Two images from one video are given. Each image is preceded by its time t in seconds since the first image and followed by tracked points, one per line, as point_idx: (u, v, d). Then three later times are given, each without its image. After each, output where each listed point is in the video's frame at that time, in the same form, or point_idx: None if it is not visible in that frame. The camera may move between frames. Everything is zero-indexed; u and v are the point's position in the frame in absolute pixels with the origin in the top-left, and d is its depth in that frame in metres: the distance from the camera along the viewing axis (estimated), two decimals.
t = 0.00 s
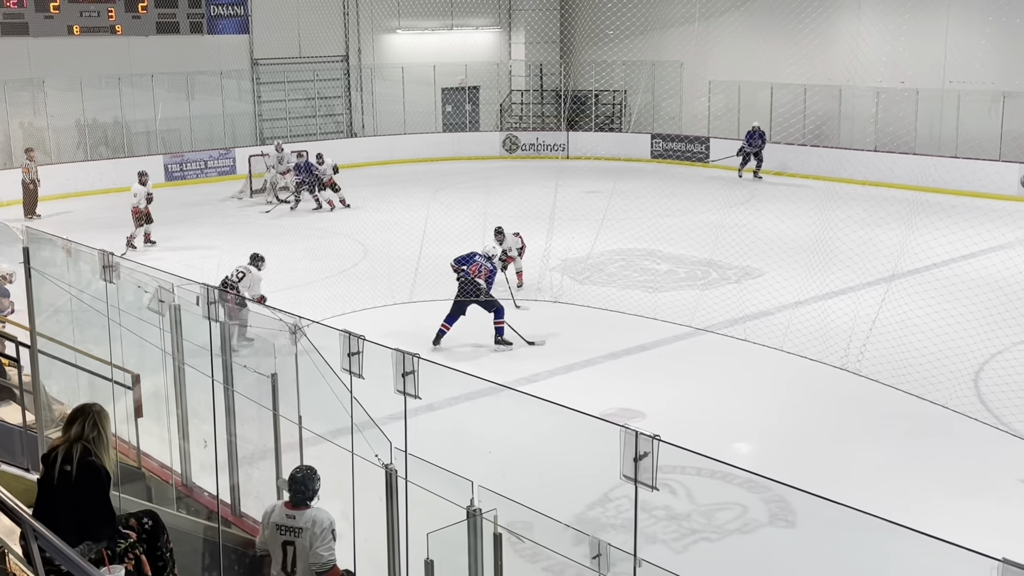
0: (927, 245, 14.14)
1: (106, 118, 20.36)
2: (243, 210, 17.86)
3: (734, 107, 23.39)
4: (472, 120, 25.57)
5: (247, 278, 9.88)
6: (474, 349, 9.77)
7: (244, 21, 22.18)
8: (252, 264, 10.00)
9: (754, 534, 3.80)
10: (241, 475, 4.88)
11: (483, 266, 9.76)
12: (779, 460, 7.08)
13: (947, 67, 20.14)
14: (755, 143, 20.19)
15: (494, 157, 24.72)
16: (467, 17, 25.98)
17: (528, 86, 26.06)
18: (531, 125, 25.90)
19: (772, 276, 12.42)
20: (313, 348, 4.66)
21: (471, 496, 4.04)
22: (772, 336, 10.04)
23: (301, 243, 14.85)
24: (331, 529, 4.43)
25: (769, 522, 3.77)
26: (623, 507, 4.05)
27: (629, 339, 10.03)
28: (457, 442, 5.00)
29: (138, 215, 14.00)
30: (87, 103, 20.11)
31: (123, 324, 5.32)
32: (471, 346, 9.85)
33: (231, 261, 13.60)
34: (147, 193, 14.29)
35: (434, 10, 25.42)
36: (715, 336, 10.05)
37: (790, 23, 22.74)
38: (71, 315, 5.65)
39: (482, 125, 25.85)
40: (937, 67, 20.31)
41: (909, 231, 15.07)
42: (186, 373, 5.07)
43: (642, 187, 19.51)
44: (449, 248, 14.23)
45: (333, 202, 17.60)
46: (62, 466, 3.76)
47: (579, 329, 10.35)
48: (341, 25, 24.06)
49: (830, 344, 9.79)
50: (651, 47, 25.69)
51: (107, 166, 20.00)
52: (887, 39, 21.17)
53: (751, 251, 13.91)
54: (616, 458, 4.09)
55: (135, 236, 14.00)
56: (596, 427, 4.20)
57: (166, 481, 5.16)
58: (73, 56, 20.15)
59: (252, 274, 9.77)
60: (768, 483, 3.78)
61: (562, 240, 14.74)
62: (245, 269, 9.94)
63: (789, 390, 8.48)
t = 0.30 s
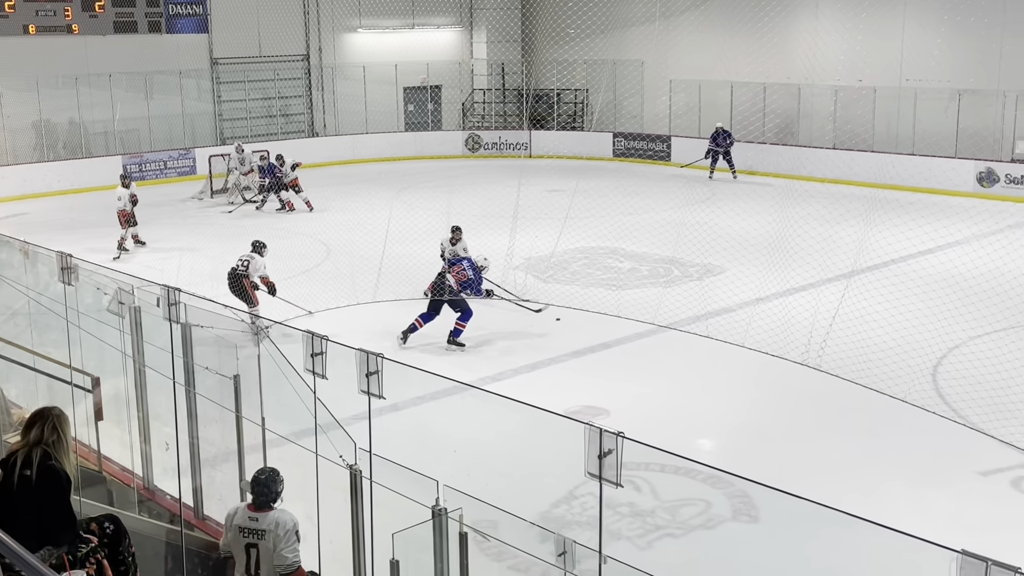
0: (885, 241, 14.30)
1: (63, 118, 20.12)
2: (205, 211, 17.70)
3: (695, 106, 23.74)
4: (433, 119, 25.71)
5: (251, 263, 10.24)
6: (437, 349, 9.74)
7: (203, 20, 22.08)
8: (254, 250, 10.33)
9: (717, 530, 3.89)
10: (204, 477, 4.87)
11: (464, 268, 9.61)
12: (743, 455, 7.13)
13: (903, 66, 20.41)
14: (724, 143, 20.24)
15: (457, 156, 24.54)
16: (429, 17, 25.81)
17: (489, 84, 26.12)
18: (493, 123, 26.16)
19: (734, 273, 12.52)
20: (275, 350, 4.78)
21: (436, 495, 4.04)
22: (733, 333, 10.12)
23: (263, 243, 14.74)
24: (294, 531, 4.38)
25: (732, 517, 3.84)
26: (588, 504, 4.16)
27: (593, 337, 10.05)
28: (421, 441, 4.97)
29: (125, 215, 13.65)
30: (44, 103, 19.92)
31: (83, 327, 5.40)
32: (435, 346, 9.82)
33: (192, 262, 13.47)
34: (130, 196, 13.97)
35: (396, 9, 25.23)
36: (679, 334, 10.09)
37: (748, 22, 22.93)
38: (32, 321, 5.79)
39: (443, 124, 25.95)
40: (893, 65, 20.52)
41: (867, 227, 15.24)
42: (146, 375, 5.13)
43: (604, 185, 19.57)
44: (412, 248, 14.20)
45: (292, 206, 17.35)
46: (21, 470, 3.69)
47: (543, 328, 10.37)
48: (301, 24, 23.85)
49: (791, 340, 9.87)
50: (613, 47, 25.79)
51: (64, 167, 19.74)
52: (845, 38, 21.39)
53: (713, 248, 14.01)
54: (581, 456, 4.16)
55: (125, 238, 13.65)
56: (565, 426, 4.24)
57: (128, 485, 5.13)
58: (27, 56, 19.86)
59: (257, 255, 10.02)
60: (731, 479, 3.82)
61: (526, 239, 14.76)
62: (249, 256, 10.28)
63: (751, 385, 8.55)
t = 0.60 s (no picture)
0: (840, 240, 14.46)
1: (14, 120, 19.82)
2: (162, 213, 17.50)
3: (653, 105, 23.79)
4: (393, 120, 25.15)
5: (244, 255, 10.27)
6: (397, 348, 9.71)
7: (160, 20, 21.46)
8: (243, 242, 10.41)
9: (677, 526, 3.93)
10: (162, 483, 4.90)
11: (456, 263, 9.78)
12: (702, 452, 7.19)
13: (856, 67, 20.73)
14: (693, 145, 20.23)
15: (416, 157, 24.12)
16: (387, 17, 25.99)
17: (448, 85, 25.99)
18: (452, 124, 25.34)
19: (692, 272, 12.61)
20: (234, 352, 4.82)
21: (397, 497, 4.05)
22: (692, 331, 10.20)
23: (221, 245, 14.60)
24: (252, 537, 4.24)
25: (693, 514, 3.88)
26: (550, 503, 4.18)
27: (553, 336, 10.09)
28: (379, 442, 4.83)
29: (108, 216, 13.31)
30: None
31: (37, 331, 5.36)
32: (395, 346, 9.80)
33: (148, 265, 13.31)
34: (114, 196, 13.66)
35: (352, 9, 25.33)
36: (638, 333, 10.15)
37: (703, 23, 23.16)
38: None
39: (403, 125, 25.45)
40: (847, 66, 20.82)
41: (823, 226, 15.42)
42: (102, 380, 5.08)
43: (564, 186, 19.63)
44: (371, 249, 14.15)
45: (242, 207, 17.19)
46: None
47: (501, 328, 10.39)
48: (258, 24, 23.71)
49: (749, 338, 9.97)
50: (571, 47, 25.90)
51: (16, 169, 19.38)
52: (799, 38, 21.62)
53: (670, 248, 14.12)
54: (541, 455, 4.20)
55: (112, 240, 13.37)
56: (525, 426, 4.26)
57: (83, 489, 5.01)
58: None
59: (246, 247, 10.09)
60: (692, 476, 3.88)
61: (485, 239, 14.77)
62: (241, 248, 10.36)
63: (710, 382, 8.63)
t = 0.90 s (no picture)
0: (802, 239, 14.58)
1: None
2: (124, 216, 17.31)
3: (617, 107, 23.65)
4: (357, 120, 25.29)
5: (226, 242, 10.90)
6: (363, 351, 9.67)
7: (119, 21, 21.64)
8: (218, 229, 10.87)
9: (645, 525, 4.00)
10: (125, 489, 4.82)
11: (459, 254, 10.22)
12: (668, 452, 7.22)
13: (818, 68, 20.84)
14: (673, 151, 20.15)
15: (381, 158, 24.47)
16: (350, 17, 25.78)
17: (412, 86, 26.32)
18: (417, 125, 25.96)
19: (657, 272, 12.67)
20: (195, 355, 4.80)
21: (363, 501, 4.02)
22: (657, 331, 10.23)
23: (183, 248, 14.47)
24: (215, 546, 4.21)
25: (659, 514, 3.95)
26: (517, 504, 4.16)
27: (519, 337, 10.08)
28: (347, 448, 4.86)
29: (96, 216, 13.35)
30: None
31: None
32: (360, 348, 9.75)
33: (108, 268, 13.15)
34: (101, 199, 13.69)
35: (316, 10, 25.00)
36: (604, 333, 10.18)
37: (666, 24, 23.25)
38: None
39: (367, 125, 25.66)
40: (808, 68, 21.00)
41: (785, 226, 15.53)
42: (61, 385, 5.03)
43: (528, 186, 19.65)
44: (336, 250, 14.08)
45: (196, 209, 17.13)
46: None
47: (467, 329, 10.36)
48: (219, 25, 23.45)
49: (713, 337, 10.02)
50: (534, 48, 25.90)
51: None
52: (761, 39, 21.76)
53: (635, 247, 14.18)
54: (508, 455, 4.17)
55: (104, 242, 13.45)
56: (483, 430, 4.30)
57: (43, 498, 4.95)
58: None
59: (228, 235, 10.53)
60: (659, 477, 3.87)
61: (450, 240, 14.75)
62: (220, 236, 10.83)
63: (675, 382, 8.68)
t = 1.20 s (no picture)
0: (767, 239, 14.70)
1: None
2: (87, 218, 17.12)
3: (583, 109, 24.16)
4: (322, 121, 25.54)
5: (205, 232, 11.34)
6: (331, 353, 9.62)
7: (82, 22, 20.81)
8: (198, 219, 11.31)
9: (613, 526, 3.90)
10: (88, 494, 4.81)
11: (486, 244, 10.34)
12: (637, 452, 7.23)
13: (782, 68, 20.97)
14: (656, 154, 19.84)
15: (346, 159, 24.41)
16: (316, 17, 25.55)
17: (378, 86, 26.26)
18: (383, 125, 26.07)
19: (624, 272, 12.73)
20: (160, 358, 4.78)
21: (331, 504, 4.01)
22: (624, 331, 10.26)
23: (148, 251, 14.33)
24: (181, 555, 4.08)
25: (628, 514, 3.87)
26: (486, 505, 4.14)
27: (487, 338, 10.07)
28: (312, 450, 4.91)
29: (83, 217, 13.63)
30: None
31: None
32: (328, 351, 9.70)
33: (71, 272, 13.00)
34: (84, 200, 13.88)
35: (280, 10, 24.82)
36: (572, 333, 10.19)
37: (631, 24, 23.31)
38: None
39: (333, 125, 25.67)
40: (773, 69, 21.13)
41: (751, 226, 15.63)
42: (24, 391, 4.99)
43: (495, 187, 19.64)
44: (302, 253, 14.01)
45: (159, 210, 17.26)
46: None
47: (435, 331, 10.34)
48: (183, 25, 23.21)
49: (680, 337, 10.07)
50: (500, 49, 25.93)
51: None
52: (725, 39, 21.89)
53: (601, 248, 14.23)
54: (478, 457, 4.15)
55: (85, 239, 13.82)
56: (462, 430, 4.24)
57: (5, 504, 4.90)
58: None
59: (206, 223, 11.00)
60: (627, 476, 3.87)
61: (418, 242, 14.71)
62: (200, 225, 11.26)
63: (643, 382, 8.70)
